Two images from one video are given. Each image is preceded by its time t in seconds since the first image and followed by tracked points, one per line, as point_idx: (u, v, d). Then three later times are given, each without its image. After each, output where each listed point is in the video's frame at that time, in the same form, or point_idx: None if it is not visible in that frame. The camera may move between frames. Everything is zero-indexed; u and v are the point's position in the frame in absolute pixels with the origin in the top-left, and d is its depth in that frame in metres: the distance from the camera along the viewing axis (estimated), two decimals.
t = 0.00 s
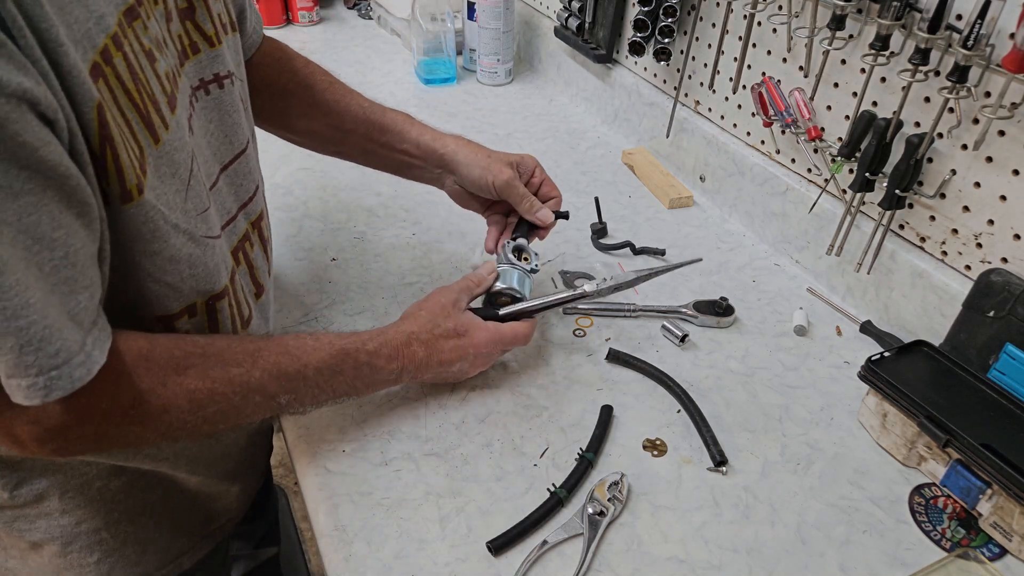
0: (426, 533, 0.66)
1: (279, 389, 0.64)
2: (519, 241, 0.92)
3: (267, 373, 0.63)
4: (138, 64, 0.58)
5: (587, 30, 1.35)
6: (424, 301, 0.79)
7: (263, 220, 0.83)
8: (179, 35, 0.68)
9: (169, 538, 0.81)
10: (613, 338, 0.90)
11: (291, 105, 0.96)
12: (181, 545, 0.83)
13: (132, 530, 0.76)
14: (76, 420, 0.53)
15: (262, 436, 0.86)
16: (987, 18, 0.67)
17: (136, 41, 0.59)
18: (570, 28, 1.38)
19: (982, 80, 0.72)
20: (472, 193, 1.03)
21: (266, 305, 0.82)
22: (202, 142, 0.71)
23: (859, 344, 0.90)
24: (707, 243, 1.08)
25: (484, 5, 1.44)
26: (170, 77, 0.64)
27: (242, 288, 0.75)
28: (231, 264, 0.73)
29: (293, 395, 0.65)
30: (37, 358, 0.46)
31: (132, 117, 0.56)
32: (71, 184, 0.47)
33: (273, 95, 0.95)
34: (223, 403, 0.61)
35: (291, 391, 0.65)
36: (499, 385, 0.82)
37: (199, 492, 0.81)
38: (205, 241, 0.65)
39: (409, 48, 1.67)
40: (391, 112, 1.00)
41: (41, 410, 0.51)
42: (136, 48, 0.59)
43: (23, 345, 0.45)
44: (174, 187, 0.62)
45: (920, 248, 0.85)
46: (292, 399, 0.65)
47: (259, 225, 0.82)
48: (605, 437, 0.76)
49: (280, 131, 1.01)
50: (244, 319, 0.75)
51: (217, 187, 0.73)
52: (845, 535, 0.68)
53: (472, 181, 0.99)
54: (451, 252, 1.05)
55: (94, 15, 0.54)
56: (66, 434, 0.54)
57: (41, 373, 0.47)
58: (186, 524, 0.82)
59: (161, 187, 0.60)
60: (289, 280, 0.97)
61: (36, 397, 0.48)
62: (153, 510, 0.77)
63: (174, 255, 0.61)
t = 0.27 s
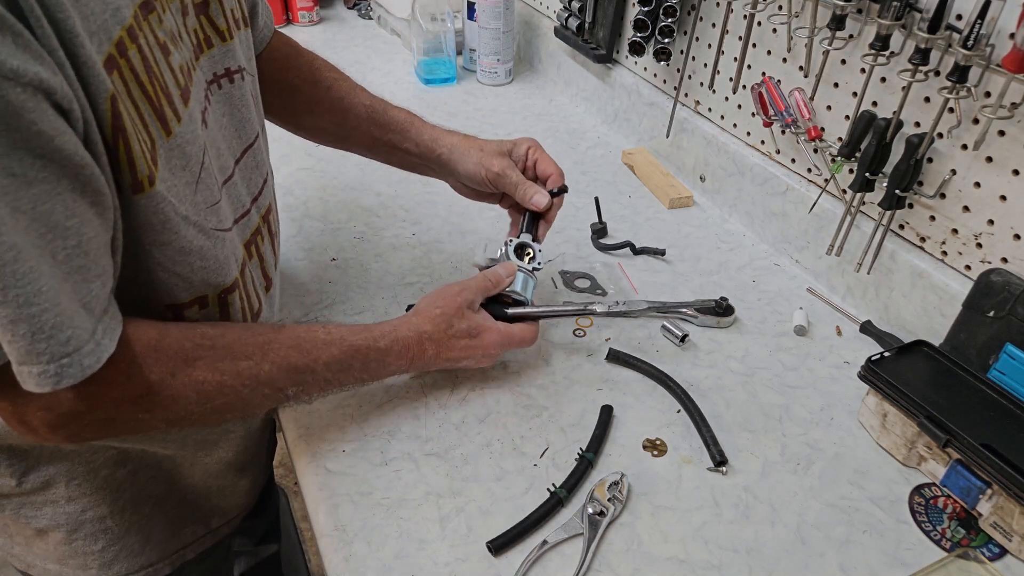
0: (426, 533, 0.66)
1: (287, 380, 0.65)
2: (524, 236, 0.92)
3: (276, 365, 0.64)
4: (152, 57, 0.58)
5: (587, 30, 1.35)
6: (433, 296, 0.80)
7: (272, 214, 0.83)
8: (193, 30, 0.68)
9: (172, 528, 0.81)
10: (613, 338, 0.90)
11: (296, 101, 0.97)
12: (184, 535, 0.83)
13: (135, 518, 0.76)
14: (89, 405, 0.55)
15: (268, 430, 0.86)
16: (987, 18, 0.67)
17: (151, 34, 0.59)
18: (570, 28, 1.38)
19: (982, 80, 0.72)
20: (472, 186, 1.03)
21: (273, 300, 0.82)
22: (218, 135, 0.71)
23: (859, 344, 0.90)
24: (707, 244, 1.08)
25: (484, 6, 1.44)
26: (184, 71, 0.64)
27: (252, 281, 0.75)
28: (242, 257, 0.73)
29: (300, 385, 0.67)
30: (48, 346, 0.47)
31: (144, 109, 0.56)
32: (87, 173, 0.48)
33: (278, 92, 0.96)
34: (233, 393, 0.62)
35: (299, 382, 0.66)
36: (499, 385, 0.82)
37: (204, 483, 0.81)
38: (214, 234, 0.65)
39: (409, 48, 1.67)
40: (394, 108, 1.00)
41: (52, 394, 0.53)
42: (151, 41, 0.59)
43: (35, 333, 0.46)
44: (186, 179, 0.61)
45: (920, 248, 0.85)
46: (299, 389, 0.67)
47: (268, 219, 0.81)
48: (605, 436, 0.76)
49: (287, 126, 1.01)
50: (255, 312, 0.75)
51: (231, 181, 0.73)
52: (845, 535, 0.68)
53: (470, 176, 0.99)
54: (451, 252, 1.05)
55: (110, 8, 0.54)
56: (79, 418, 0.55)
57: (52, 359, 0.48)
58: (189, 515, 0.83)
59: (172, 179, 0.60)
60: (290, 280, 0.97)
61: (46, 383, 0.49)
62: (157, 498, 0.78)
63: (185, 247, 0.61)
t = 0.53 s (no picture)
0: (426, 533, 0.66)
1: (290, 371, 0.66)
2: (524, 220, 0.90)
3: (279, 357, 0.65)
4: (158, 55, 0.58)
5: (587, 30, 1.35)
6: (435, 282, 0.79)
7: (276, 212, 0.83)
8: (198, 29, 0.68)
9: (175, 528, 0.82)
10: (613, 338, 0.90)
11: (296, 96, 0.97)
12: (187, 535, 0.83)
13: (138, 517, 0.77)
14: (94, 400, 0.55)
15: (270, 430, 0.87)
16: (987, 18, 0.67)
17: (158, 33, 0.59)
18: (570, 28, 1.38)
19: (982, 80, 0.72)
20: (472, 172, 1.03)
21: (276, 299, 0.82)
22: (223, 134, 0.71)
23: (859, 344, 0.90)
24: (707, 244, 1.08)
25: (484, 5, 1.44)
26: (190, 70, 0.64)
27: (257, 279, 0.75)
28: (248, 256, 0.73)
29: (303, 375, 0.68)
30: (53, 341, 0.47)
31: (151, 107, 0.57)
32: (93, 170, 0.48)
33: (279, 87, 0.96)
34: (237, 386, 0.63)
35: (301, 372, 0.67)
36: (499, 385, 0.82)
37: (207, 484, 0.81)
38: (221, 231, 0.65)
39: (409, 48, 1.67)
40: (394, 100, 1.01)
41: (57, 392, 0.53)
42: (158, 40, 0.59)
43: (40, 328, 0.46)
44: (191, 177, 0.61)
45: (920, 248, 0.85)
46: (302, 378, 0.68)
47: (273, 217, 0.81)
48: (605, 436, 0.76)
49: (291, 125, 1.02)
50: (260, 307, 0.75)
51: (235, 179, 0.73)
52: (845, 535, 0.68)
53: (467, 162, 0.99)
54: (451, 252, 1.05)
55: (117, 7, 0.55)
56: (84, 414, 0.56)
57: (55, 355, 0.48)
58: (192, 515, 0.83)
59: (177, 176, 0.60)
60: (290, 280, 0.97)
61: (49, 380, 0.49)
62: (160, 497, 0.78)
63: (189, 244, 0.61)
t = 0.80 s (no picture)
0: (426, 533, 0.66)
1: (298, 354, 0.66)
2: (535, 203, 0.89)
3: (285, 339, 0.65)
4: (157, 58, 0.58)
5: (587, 30, 1.35)
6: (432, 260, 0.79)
7: (274, 215, 0.83)
8: (197, 32, 0.69)
9: (172, 530, 0.81)
10: (613, 339, 0.90)
11: (277, 108, 0.96)
12: (183, 536, 0.83)
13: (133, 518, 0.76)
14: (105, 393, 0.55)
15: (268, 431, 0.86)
16: (987, 18, 0.67)
17: (157, 35, 0.59)
18: (570, 28, 1.38)
19: (982, 80, 0.72)
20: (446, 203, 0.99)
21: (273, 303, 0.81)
22: (223, 137, 0.71)
23: (859, 344, 0.90)
24: (707, 244, 1.08)
25: (484, 5, 1.44)
26: (191, 72, 0.64)
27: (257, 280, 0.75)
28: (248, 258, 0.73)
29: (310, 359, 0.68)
30: (68, 336, 0.47)
31: (149, 110, 0.56)
32: (98, 167, 0.48)
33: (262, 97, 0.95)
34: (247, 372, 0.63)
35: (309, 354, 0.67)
36: (499, 385, 0.82)
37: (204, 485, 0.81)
38: (220, 234, 0.65)
39: (409, 48, 1.67)
40: (376, 126, 1.00)
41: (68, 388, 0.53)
42: (158, 42, 0.59)
43: (56, 324, 0.46)
44: (190, 179, 0.61)
45: (920, 248, 0.85)
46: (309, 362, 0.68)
47: (270, 221, 0.81)
48: (605, 436, 0.76)
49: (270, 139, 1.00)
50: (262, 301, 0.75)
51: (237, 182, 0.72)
52: (845, 535, 0.68)
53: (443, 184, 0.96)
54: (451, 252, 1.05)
55: (117, 8, 0.55)
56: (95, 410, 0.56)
57: (73, 351, 0.48)
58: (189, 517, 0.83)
59: (176, 178, 0.60)
60: (290, 280, 0.97)
61: (69, 376, 0.49)
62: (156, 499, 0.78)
63: (187, 247, 0.61)
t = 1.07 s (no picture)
0: (426, 533, 0.66)
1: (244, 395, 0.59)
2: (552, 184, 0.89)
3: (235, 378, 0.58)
4: (143, 65, 0.57)
5: (587, 30, 1.35)
6: (394, 292, 0.75)
7: (270, 221, 0.81)
8: (197, 37, 0.68)
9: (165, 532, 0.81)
10: (613, 339, 0.90)
11: (297, 102, 0.96)
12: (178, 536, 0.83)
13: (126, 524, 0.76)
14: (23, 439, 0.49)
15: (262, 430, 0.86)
16: (987, 18, 0.67)
17: (145, 42, 0.58)
18: (570, 28, 1.38)
19: (982, 80, 0.72)
20: (476, 184, 0.99)
21: (269, 309, 0.80)
22: (219, 142, 0.69)
23: (859, 344, 0.90)
24: (707, 244, 1.08)
25: (484, 5, 1.44)
26: (179, 80, 0.62)
27: (244, 288, 0.72)
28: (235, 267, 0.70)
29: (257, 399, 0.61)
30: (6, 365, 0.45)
31: (129, 119, 0.55)
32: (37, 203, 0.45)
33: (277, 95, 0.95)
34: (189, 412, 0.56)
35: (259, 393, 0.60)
36: (498, 385, 0.82)
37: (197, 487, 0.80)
38: (195, 245, 0.63)
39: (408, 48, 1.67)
40: (395, 111, 1.00)
41: None
42: (145, 49, 0.58)
43: None
44: (169, 189, 0.60)
45: (920, 248, 0.85)
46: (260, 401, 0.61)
47: (266, 227, 0.79)
48: (605, 436, 0.76)
49: (290, 137, 1.00)
50: (240, 321, 0.72)
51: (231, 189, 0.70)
52: (845, 535, 0.68)
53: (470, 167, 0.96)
54: (451, 252, 1.05)
55: (101, 16, 0.53)
56: (21, 455, 0.50)
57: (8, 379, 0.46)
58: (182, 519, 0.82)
59: (153, 188, 0.58)
60: (290, 280, 0.97)
61: None
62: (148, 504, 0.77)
63: (159, 256, 0.60)
